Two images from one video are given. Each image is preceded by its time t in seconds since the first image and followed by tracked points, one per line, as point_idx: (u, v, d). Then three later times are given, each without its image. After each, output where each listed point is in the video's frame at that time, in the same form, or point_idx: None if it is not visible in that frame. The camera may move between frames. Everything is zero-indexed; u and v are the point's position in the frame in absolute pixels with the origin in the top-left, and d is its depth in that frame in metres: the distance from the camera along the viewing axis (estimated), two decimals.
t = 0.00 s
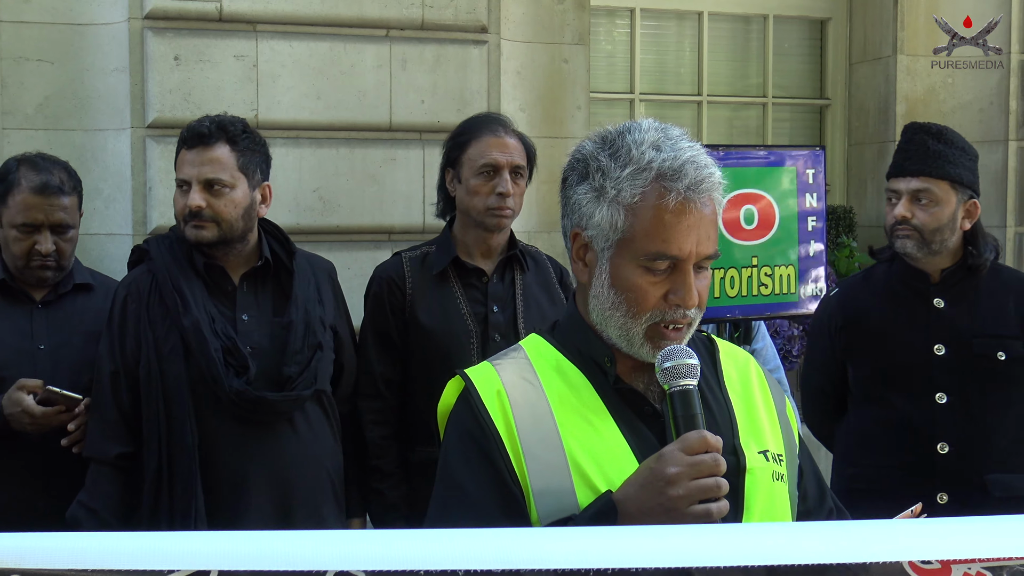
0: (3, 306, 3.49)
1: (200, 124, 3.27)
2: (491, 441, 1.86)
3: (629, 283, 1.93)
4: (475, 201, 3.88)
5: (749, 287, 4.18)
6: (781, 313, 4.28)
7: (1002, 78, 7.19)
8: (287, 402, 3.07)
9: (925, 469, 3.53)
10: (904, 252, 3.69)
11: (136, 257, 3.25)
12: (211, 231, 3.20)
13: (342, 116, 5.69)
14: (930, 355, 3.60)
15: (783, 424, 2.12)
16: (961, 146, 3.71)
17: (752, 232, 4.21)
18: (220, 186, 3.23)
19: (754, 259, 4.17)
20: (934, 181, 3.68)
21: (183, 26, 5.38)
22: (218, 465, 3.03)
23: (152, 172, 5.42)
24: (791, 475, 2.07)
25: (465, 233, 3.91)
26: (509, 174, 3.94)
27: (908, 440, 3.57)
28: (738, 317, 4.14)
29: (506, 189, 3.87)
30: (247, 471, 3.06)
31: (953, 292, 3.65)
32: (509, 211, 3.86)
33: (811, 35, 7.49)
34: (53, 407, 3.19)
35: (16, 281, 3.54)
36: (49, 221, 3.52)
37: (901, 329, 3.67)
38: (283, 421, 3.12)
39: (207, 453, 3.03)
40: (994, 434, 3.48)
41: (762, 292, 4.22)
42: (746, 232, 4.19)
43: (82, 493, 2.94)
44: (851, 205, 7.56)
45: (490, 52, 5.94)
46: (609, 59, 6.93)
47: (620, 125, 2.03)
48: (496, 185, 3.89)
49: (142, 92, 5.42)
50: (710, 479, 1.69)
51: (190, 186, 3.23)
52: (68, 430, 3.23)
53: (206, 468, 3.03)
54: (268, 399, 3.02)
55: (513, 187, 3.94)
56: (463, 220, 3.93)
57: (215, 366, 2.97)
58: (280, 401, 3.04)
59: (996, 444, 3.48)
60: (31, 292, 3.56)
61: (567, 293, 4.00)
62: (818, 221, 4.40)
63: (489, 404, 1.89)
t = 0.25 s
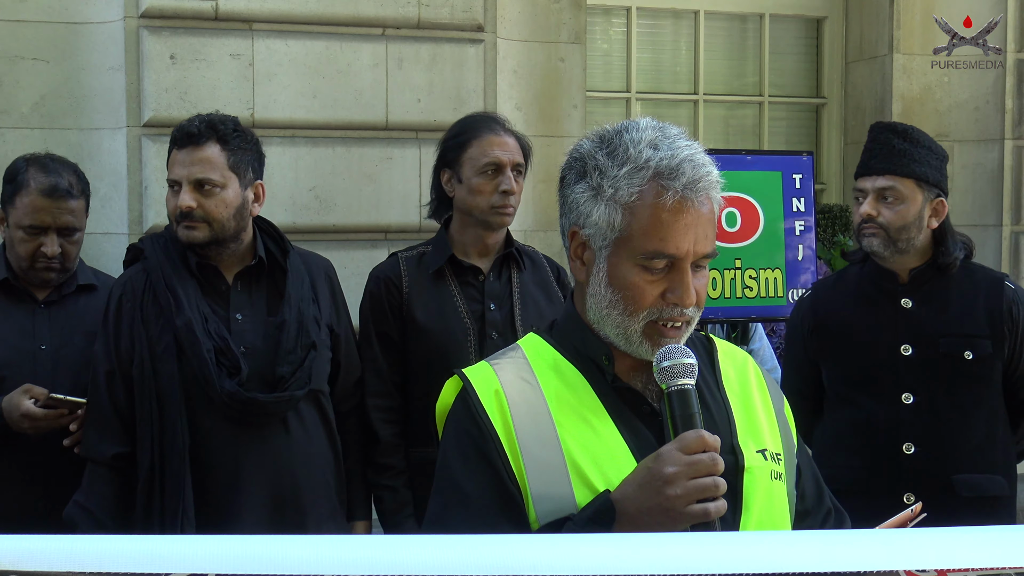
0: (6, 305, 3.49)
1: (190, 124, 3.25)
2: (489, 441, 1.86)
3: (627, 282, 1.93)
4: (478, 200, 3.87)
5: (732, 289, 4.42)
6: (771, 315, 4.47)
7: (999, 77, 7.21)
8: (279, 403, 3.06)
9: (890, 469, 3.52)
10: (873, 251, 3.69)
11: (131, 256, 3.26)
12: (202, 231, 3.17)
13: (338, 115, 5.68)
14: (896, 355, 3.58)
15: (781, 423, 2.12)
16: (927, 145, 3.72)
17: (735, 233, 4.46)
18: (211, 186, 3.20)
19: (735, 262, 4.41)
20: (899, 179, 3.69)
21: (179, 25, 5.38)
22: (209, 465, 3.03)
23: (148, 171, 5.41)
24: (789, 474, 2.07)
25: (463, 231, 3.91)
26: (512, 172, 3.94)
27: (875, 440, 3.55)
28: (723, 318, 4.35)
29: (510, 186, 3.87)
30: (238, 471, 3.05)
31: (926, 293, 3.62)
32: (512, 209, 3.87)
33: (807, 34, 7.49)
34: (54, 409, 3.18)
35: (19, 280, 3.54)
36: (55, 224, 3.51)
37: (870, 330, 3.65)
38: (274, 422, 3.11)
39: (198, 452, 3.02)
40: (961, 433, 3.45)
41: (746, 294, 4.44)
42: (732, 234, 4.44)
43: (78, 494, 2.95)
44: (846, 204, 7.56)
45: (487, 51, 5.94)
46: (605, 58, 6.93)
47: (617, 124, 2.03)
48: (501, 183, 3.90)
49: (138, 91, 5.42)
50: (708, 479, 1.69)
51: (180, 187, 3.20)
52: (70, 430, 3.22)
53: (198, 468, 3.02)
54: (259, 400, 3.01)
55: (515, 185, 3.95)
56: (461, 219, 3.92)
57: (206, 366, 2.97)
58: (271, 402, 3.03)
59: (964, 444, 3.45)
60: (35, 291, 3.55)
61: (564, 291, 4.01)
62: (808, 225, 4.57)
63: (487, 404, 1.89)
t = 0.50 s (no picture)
0: (9, 304, 3.50)
1: (197, 121, 3.26)
2: (490, 440, 1.86)
3: (627, 281, 1.93)
4: (494, 198, 3.85)
5: (733, 288, 4.61)
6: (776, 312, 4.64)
7: (999, 76, 7.23)
8: (275, 404, 3.03)
9: (874, 471, 3.51)
10: (857, 253, 3.65)
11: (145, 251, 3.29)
12: (207, 228, 3.19)
13: (338, 113, 5.68)
14: (879, 360, 3.57)
15: (782, 423, 2.12)
16: (908, 147, 3.68)
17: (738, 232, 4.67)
18: (216, 183, 3.20)
19: (737, 261, 4.59)
20: (880, 180, 3.65)
21: (178, 23, 5.38)
22: (207, 463, 3.02)
23: (148, 170, 5.41)
24: (790, 472, 2.07)
25: (472, 229, 3.91)
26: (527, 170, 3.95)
27: (860, 442, 3.55)
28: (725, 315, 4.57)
29: (527, 184, 3.88)
30: (234, 470, 3.04)
31: (908, 297, 3.61)
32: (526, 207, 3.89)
33: (807, 33, 7.49)
34: (54, 407, 3.18)
35: (23, 278, 3.54)
36: (60, 224, 3.50)
37: (854, 333, 3.64)
38: (272, 423, 3.08)
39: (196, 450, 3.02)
40: (946, 434, 3.45)
41: (748, 293, 4.62)
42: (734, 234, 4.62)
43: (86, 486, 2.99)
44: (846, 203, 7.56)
45: (487, 50, 5.94)
46: (605, 57, 6.93)
47: (618, 124, 2.03)
48: (517, 180, 3.90)
49: (138, 89, 5.42)
50: (708, 477, 1.68)
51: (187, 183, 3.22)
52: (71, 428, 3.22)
53: (195, 466, 3.02)
54: (255, 401, 2.98)
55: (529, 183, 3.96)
56: (472, 216, 3.91)
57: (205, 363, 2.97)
58: (267, 403, 3.00)
59: (949, 445, 3.44)
60: (39, 290, 3.55)
61: (566, 290, 4.02)
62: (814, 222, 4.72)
63: (489, 404, 1.89)
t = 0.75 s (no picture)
0: (9, 302, 3.50)
1: (209, 117, 3.26)
2: (493, 439, 1.86)
3: (629, 279, 1.93)
4: (503, 196, 3.86)
5: (733, 287, 4.47)
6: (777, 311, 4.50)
7: (1000, 76, 7.23)
8: (270, 406, 3.00)
9: (867, 473, 3.51)
10: (855, 253, 3.62)
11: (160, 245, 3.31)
12: (214, 224, 3.18)
13: (339, 112, 5.68)
14: (875, 359, 3.55)
15: (785, 421, 2.12)
16: (906, 147, 3.66)
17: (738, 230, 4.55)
18: (224, 179, 3.19)
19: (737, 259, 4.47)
20: (879, 180, 3.62)
21: (180, 21, 5.38)
22: (204, 462, 3.02)
23: (149, 168, 5.41)
24: (793, 471, 2.07)
25: (480, 227, 3.91)
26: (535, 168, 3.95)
27: (857, 442, 3.54)
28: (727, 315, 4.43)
29: (536, 182, 3.89)
30: (229, 470, 3.03)
31: (903, 297, 3.58)
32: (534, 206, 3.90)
33: (809, 32, 7.49)
34: (54, 406, 3.20)
35: (24, 277, 3.54)
36: (59, 222, 3.49)
37: (851, 334, 3.61)
38: (268, 425, 3.05)
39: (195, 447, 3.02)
40: (941, 436, 3.41)
41: (749, 292, 4.49)
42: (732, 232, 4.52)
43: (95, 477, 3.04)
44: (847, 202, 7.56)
45: (488, 49, 5.94)
46: (606, 56, 6.92)
47: (619, 123, 2.03)
48: (526, 178, 3.90)
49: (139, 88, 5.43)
50: (709, 475, 1.68)
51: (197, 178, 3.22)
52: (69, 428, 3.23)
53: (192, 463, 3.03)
54: (248, 402, 2.96)
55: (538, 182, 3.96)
56: (479, 214, 3.91)
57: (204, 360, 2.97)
58: (260, 404, 2.98)
59: (945, 446, 3.40)
60: (39, 289, 3.55)
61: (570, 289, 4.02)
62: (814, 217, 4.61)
63: (492, 402, 1.89)
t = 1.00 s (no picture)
0: (8, 301, 3.49)
1: (219, 116, 3.22)
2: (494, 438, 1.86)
3: (629, 279, 1.93)
4: (509, 194, 3.85)
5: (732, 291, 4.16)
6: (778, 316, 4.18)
7: (1001, 76, 7.24)
8: (264, 408, 2.97)
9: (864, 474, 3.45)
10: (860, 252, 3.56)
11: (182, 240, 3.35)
12: (220, 222, 3.14)
13: (340, 111, 5.68)
14: (876, 361, 3.48)
15: (786, 421, 2.12)
16: (916, 147, 3.59)
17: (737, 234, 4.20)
18: (232, 179, 3.16)
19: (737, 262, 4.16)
20: (886, 179, 3.55)
21: (181, 20, 5.38)
22: (206, 461, 3.04)
23: (149, 166, 5.41)
24: (794, 470, 2.07)
25: (485, 226, 3.91)
26: (541, 167, 3.95)
27: (855, 443, 3.49)
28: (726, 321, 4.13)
29: (541, 180, 3.89)
30: (228, 469, 3.03)
31: (908, 298, 3.50)
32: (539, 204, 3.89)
33: (810, 32, 7.48)
34: (53, 403, 3.18)
35: (22, 276, 3.54)
36: (56, 218, 3.49)
37: (852, 334, 3.55)
38: (266, 426, 3.02)
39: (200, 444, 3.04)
40: (942, 439, 3.35)
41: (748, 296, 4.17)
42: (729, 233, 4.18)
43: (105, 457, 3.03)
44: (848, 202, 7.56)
45: (489, 48, 5.94)
46: (607, 55, 6.92)
47: (620, 122, 2.02)
48: (532, 176, 3.90)
49: (141, 86, 5.43)
50: (708, 474, 1.69)
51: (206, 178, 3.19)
52: (71, 424, 3.24)
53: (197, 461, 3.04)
54: (241, 403, 2.95)
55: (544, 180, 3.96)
56: (485, 213, 3.91)
57: (203, 359, 2.98)
58: (253, 405, 2.95)
59: (944, 450, 3.35)
60: (38, 287, 3.55)
61: (575, 289, 4.01)
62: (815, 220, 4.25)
63: (493, 401, 1.88)
